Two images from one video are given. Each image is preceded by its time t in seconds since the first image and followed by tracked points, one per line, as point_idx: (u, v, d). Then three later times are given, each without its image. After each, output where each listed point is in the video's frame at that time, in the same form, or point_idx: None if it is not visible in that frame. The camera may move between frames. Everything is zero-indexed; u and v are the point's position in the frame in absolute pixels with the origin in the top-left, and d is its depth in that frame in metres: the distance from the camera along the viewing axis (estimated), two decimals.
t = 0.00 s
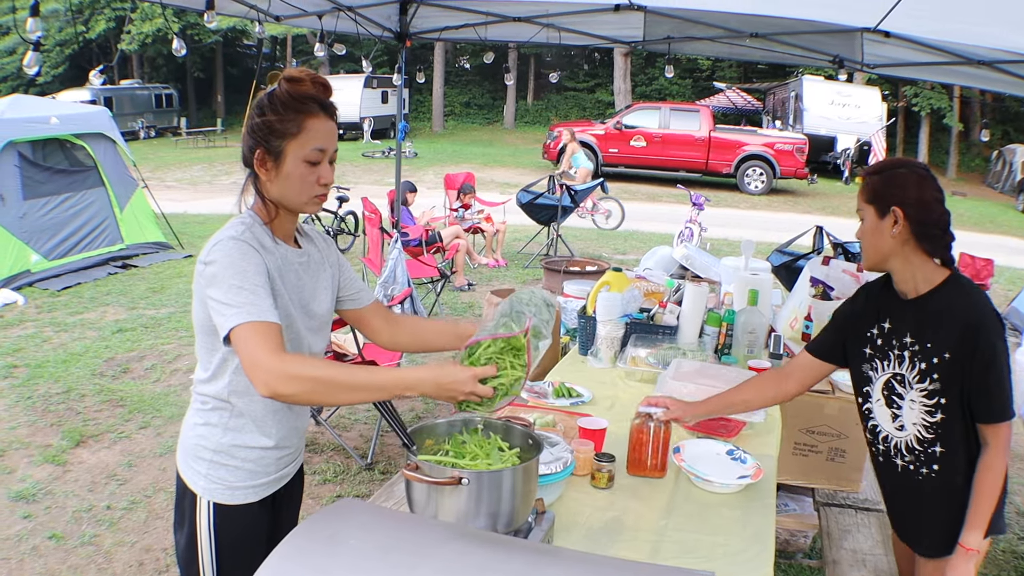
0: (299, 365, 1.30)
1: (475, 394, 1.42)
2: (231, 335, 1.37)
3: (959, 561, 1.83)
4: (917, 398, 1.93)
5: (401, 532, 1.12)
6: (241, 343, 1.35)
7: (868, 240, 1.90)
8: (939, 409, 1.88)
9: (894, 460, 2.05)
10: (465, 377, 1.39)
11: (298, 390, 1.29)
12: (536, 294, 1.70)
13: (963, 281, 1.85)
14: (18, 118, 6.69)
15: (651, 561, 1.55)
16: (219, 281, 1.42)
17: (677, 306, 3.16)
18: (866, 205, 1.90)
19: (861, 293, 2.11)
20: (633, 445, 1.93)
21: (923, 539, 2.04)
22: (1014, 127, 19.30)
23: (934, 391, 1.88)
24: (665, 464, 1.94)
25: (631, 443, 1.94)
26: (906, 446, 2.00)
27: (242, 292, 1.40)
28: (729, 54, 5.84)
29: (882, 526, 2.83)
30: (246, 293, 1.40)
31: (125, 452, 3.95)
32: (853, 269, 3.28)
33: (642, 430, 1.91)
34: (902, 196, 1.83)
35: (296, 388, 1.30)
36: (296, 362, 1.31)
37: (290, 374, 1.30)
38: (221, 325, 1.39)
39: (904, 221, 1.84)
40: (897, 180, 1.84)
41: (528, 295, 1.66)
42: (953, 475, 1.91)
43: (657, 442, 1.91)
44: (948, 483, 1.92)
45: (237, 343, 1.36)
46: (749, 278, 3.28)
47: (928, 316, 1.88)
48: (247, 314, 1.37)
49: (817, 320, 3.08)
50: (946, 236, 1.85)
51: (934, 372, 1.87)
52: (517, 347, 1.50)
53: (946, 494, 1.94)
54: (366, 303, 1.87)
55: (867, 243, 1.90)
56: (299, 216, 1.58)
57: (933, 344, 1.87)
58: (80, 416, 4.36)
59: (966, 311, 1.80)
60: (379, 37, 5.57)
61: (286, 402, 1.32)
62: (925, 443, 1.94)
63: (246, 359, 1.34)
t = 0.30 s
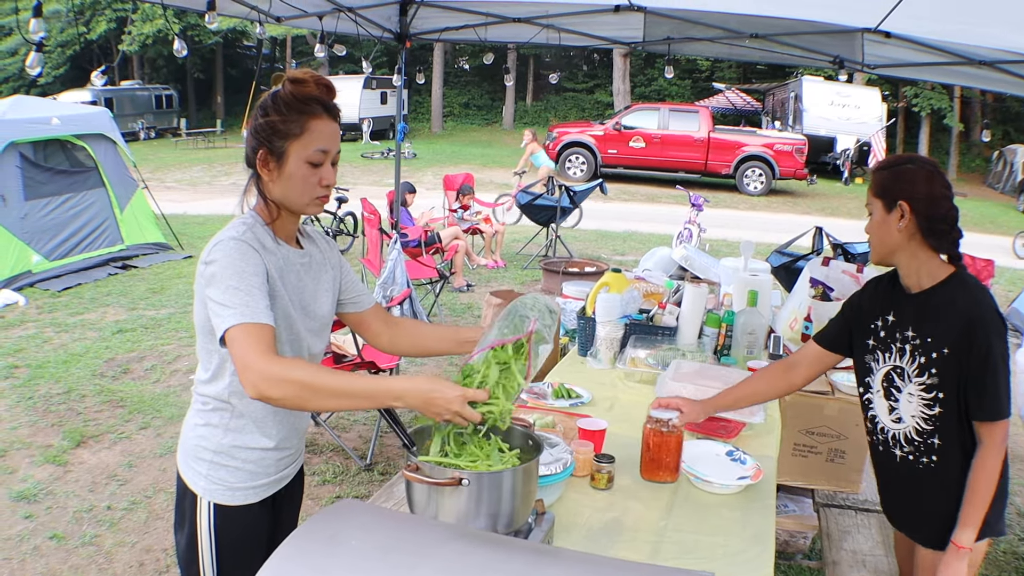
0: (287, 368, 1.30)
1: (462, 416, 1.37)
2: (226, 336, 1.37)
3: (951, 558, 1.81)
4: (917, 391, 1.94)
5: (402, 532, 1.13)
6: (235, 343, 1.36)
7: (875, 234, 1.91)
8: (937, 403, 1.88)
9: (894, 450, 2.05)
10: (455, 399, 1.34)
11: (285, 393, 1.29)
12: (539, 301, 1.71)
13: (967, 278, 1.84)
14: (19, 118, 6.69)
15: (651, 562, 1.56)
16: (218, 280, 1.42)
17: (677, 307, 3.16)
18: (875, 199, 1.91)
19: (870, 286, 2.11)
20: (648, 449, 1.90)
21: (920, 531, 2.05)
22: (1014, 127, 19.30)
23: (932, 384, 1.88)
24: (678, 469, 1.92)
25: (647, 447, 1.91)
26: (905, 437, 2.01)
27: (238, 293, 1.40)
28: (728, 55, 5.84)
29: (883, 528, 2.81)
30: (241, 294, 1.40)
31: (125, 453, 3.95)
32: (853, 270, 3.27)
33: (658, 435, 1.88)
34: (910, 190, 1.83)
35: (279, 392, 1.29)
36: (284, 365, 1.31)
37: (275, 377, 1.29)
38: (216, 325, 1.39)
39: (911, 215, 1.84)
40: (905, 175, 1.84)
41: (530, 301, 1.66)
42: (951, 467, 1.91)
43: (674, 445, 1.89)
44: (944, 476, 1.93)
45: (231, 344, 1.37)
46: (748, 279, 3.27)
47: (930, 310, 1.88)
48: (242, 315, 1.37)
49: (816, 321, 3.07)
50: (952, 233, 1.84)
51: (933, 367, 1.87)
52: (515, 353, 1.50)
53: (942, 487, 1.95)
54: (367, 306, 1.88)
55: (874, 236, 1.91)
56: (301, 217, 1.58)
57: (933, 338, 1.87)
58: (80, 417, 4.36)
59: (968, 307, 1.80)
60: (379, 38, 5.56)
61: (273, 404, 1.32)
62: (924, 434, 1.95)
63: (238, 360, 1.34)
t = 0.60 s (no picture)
0: (286, 370, 1.30)
1: (450, 446, 1.34)
2: (224, 337, 1.37)
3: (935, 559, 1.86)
4: (919, 398, 1.94)
5: (399, 533, 1.13)
6: (233, 344, 1.35)
7: (876, 240, 1.91)
8: (939, 411, 1.89)
9: (895, 458, 2.06)
10: (448, 429, 1.32)
11: (282, 397, 1.28)
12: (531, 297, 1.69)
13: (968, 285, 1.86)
14: (13, 117, 6.67)
15: (647, 562, 1.56)
16: (215, 282, 1.42)
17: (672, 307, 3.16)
18: (875, 205, 1.91)
19: (870, 290, 2.12)
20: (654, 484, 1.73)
21: (915, 535, 2.08)
22: (1009, 129, 19.38)
23: (934, 393, 1.89)
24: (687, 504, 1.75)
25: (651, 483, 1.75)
26: (905, 445, 2.01)
27: (234, 294, 1.40)
28: (724, 56, 5.86)
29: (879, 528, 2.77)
30: (239, 295, 1.40)
31: (119, 453, 3.94)
32: (848, 270, 3.23)
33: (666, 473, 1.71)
34: (912, 196, 1.84)
35: (276, 395, 1.29)
36: (282, 369, 1.30)
37: (271, 381, 1.29)
38: (213, 326, 1.39)
39: (912, 221, 1.84)
40: (906, 181, 1.85)
41: (522, 299, 1.65)
42: (951, 476, 1.93)
43: (681, 483, 1.71)
44: (944, 482, 1.94)
45: (229, 345, 1.36)
46: (743, 280, 3.28)
47: (932, 317, 1.89)
48: (239, 316, 1.37)
49: (811, 322, 3.07)
50: (952, 238, 1.85)
51: (936, 374, 1.88)
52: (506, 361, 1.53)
53: (940, 493, 1.96)
54: (363, 307, 1.88)
55: (875, 242, 1.91)
56: (297, 218, 1.58)
57: (936, 346, 1.87)
58: (74, 417, 4.35)
59: (970, 316, 1.81)
60: (374, 38, 5.56)
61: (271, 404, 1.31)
62: (925, 443, 1.96)
63: (238, 361, 1.33)
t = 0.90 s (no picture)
0: (284, 366, 1.29)
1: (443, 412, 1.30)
2: (220, 339, 1.36)
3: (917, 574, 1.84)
4: (897, 408, 1.98)
5: (390, 535, 1.12)
6: (230, 344, 1.35)
7: (865, 251, 1.91)
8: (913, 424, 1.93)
9: (880, 457, 2.12)
10: (431, 403, 1.30)
11: (284, 392, 1.28)
12: (515, 286, 1.71)
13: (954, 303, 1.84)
14: (3, 117, 6.63)
15: (638, 564, 1.56)
16: (207, 283, 1.41)
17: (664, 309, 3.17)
18: (865, 218, 1.90)
19: (870, 289, 2.13)
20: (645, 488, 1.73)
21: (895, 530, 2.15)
22: (998, 131, 19.53)
23: (909, 406, 1.93)
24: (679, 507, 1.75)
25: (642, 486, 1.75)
26: (887, 447, 2.07)
27: (230, 294, 1.39)
28: (716, 58, 5.88)
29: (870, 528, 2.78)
30: (233, 295, 1.39)
31: (110, 455, 3.91)
32: (839, 272, 3.27)
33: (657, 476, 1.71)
34: (904, 213, 1.81)
35: (279, 391, 1.28)
36: (281, 365, 1.29)
37: (275, 379, 1.28)
38: (209, 328, 1.38)
39: (901, 238, 1.83)
40: (897, 195, 1.81)
41: (506, 291, 1.66)
42: (924, 484, 1.97)
43: (672, 486, 1.71)
44: (920, 490, 1.99)
45: (226, 346, 1.35)
46: (735, 282, 3.28)
47: (915, 332, 1.90)
48: (235, 316, 1.36)
49: (802, 324, 3.10)
50: (944, 252, 1.83)
51: (913, 388, 1.90)
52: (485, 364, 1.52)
53: (917, 499, 2.01)
54: (356, 306, 1.88)
55: (865, 255, 1.90)
56: (289, 220, 1.58)
57: (914, 361, 1.89)
58: (65, 418, 4.33)
59: (948, 338, 1.81)
60: (367, 40, 5.56)
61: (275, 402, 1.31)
62: (900, 450, 2.01)
63: (237, 360, 1.33)
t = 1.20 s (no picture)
0: (288, 364, 1.30)
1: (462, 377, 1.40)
2: (222, 340, 1.36)
3: (901, 552, 1.81)
4: (891, 398, 1.97)
5: (391, 535, 1.12)
6: (232, 344, 1.35)
7: (859, 248, 1.92)
8: (905, 411, 1.92)
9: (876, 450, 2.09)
10: (449, 374, 1.37)
11: (288, 389, 1.29)
12: (511, 269, 1.67)
13: (943, 297, 1.84)
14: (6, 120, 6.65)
15: (639, 566, 1.56)
16: (207, 284, 1.41)
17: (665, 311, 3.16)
18: (858, 215, 1.91)
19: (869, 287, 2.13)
20: (646, 489, 1.73)
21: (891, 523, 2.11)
22: (1000, 133, 19.54)
23: (901, 393, 1.92)
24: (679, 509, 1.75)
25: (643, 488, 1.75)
26: (882, 439, 2.05)
27: (231, 296, 1.39)
28: (718, 60, 5.87)
29: (870, 530, 2.79)
30: (234, 296, 1.39)
31: (111, 456, 3.92)
32: (840, 275, 3.23)
33: (658, 478, 1.71)
34: (894, 210, 1.82)
35: (286, 389, 1.29)
36: (283, 363, 1.30)
37: (282, 377, 1.28)
38: (211, 328, 1.38)
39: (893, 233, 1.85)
40: (887, 194, 1.83)
41: (501, 276, 1.63)
42: (919, 475, 1.95)
43: (673, 488, 1.71)
44: (911, 479, 1.97)
45: (229, 346, 1.35)
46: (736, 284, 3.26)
47: (906, 321, 1.90)
48: (237, 316, 1.36)
49: (804, 326, 3.10)
50: (933, 247, 1.84)
51: (904, 376, 1.90)
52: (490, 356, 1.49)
53: (908, 489, 1.99)
54: (361, 298, 1.87)
55: (860, 252, 1.91)
56: (290, 221, 1.58)
57: (905, 350, 1.89)
58: (66, 419, 4.33)
59: (936, 326, 1.81)
60: (368, 42, 5.56)
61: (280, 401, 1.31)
62: (893, 439, 2.00)
63: (239, 359, 1.33)
